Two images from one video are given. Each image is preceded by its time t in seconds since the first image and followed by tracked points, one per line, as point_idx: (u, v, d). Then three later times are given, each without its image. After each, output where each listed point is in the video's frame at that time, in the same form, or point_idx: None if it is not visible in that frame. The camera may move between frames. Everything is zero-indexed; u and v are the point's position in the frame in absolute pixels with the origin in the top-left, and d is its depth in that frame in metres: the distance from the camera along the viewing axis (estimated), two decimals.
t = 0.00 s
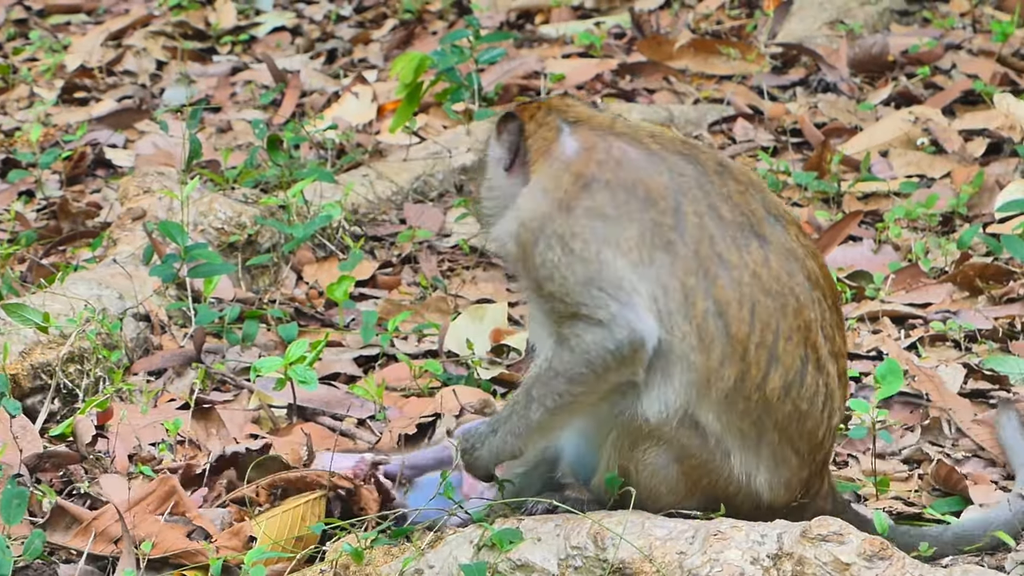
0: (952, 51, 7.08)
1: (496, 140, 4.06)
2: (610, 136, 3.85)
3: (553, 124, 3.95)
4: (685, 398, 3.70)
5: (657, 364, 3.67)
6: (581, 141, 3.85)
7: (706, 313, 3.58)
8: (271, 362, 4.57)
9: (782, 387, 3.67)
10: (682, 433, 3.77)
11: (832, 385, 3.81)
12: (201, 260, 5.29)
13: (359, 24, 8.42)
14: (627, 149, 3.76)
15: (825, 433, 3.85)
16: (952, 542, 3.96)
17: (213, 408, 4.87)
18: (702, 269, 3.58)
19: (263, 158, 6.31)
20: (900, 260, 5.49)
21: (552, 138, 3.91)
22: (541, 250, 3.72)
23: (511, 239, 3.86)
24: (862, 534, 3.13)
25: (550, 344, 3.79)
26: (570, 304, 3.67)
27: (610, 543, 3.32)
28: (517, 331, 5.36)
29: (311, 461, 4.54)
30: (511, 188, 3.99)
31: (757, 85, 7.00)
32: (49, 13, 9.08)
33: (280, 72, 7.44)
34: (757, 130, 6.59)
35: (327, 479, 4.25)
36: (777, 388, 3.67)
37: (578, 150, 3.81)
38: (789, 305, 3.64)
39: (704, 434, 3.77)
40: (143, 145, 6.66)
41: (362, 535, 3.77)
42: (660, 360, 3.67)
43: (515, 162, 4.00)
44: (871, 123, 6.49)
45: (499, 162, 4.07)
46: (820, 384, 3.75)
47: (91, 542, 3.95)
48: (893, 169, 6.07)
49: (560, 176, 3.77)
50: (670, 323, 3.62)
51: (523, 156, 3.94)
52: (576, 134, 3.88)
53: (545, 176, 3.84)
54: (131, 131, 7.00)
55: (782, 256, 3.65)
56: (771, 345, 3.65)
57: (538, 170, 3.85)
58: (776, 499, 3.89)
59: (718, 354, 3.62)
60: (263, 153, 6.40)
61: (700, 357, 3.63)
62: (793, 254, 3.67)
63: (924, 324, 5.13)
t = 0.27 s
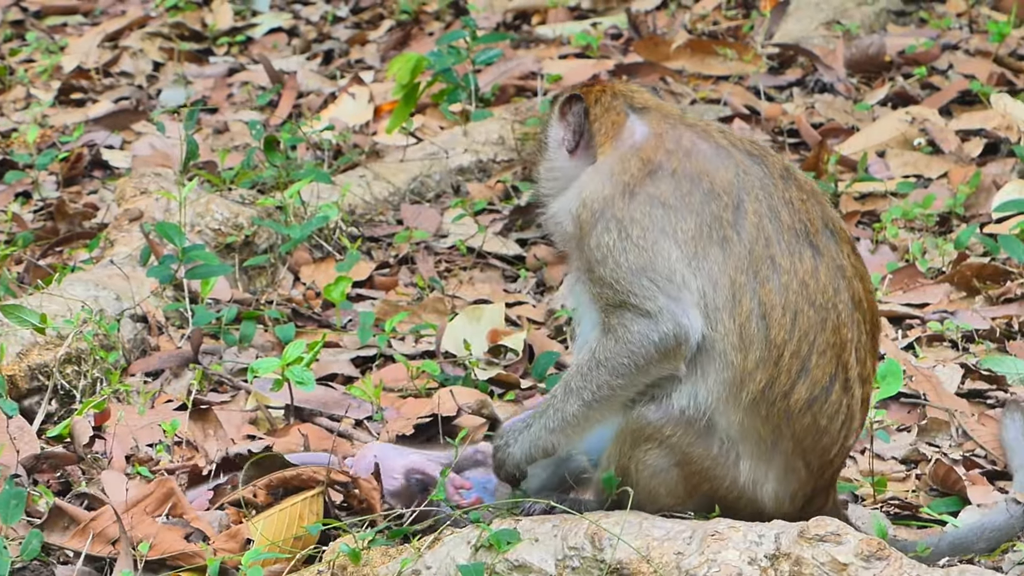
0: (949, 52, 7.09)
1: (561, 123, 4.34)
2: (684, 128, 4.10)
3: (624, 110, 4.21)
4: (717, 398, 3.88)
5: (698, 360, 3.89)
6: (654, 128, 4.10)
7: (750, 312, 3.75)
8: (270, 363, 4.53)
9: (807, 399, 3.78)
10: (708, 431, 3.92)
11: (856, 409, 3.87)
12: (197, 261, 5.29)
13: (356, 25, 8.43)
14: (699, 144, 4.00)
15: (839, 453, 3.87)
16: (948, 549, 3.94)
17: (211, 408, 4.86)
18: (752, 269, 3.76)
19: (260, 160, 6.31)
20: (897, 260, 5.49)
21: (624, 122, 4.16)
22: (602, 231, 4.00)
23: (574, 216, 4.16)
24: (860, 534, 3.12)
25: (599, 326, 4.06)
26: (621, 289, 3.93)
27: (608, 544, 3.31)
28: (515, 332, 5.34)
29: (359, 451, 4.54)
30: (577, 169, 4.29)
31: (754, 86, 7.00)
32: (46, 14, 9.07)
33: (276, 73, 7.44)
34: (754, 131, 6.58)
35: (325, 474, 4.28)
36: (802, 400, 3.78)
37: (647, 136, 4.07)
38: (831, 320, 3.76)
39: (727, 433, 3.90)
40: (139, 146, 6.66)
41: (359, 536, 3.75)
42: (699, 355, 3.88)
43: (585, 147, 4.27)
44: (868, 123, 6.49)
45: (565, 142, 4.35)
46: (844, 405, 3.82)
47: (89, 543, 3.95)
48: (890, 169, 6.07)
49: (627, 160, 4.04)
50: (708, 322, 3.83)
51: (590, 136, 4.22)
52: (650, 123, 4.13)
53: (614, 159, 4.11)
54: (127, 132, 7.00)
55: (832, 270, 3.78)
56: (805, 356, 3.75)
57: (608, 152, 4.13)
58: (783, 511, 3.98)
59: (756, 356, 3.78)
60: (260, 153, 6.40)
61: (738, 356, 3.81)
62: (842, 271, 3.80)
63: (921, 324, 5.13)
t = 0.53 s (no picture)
0: (945, 52, 7.09)
1: (573, 126, 4.34)
2: (701, 131, 4.11)
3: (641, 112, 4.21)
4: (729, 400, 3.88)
5: (711, 362, 3.90)
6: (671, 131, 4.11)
7: (767, 314, 3.76)
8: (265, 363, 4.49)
9: (819, 404, 3.79)
10: (718, 433, 3.92)
11: (864, 416, 3.90)
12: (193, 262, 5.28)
13: (352, 26, 8.44)
14: (717, 146, 4.02)
15: (844, 459, 3.90)
16: (943, 549, 3.92)
17: (206, 409, 4.85)
18: (770, 270, 3.78)
19: (256, 160, 6.31)
20: (893, 260, 5.48)
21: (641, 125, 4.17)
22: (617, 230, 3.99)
23: (589, 216, 4.14)
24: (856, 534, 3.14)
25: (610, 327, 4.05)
26: (633, 289, 3.93)
27: (604, 544, 3.31)
28: (510, 332, 5.33)
29: (373, 456, 4.46)
30: (588, 171, 4.28)
31: (750, 86, 7.00)
32: (41, 16, 9.07)
33: (272, 74, 7.44)
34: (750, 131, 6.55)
35: (320, 476, 4.25)
36: (814, 404, 3.78)
37: (666, 138, 4.08)
38: (845, 324, 3.78)
39: (737, 436, 3.90)
40: (135, 147, 6.66)
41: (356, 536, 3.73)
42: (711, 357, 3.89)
43: (598, 148, 4.27)
44: (864, 124, 6.49)
45: (578, 149, 4.33)
46: (854, 411, 3.85)
47: (85, 543, 3.93)
48: (885, 170, 6.07)
49: (645, 161, 4.05)
50: (722, 323, 3.84)
51: (605, 137, 4.22)
52: (667, 126, 4.14)
53: (631, 160, 4.10)
54: (123, 133, 7.00)
55: (847, 276, 3.81)
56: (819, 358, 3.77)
57: (625, 153, 4.13)
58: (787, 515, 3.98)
59: (771, 357, 3.78)
60: (256, 154, 6.39)
61: (753, 358, 3.81)
62: (856, 277, 3.83)
63: (916, 324, 5.14)
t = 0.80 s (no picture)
0: (934, 53, 7.10)
1: (562, 131, 4.34)
2: (691, 135, 4.11)
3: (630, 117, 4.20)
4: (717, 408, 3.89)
5: (699, 370, 3.90)
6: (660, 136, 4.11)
7: (756, 323, 3.77)
8: (254, 365, 4.49)
9: (807, 411, 3.79)
10: (706, 441, 3.93)
11: (853, 422, 3.90)
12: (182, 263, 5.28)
13: (341, 27, 8.45)
14: (708, 152, 4.01)
15: (832, 464, 3.90)
16: (932, 549, 3.92)
17: (195, 411, 4.81)
18: (759, 279, 3.78)
19: (245, 162, 6.30)
20: (882, 261, 5.49)
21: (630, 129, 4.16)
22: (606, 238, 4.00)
23: (578, 222, 4.15)
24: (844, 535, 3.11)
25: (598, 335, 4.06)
26: (621, 298, 3.94)
27: (592, 545, 3.30)
28: (499, 333, 5.32)
29: (364, 458, 4.42)
30: (576, 176, 4.28)
31: (739, 87, 7.00)
32: (30, 16, 9.04)
33: (261, 75, 7.44)
34: (738, 132, 6.55)
35: (307, 477, 4.23)
36: (803, 411, 3.78)
37: (655, 142, 4.07)
38: (834, 331, 3.78)
39: (725, 443, 3.90)
40: (124, 148, 6.66)
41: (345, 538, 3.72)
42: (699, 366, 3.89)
43: (587, 153, 4.26)
44: (853, 125, 6.49)
45: (566, 152, 4.32)
46: (843, 418, 3.85)
47: (74, 546, 3.93)
48: (874, 171, 6.07)
49: (634, 168, 4.05)
50: (711, 331, 3.84)
51: (595, 142, 4.22)
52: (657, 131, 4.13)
53: (620, 166, 4.10)
54: (112, 134, 7.00)
55: (837, 282, 3.81)
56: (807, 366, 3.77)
57: (614, 159, 4.13)
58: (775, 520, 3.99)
59: (759, 366, 3.78)
60: (245, 155, 6.39)
61: (742, 366, 3.81)
62: (846, 283, 3.83)
63: (906, 325, 5.14)
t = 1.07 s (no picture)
0: (913, 54, 7.13)
1: (540, 132, 4.33)
2: (670, 136, 4.10)
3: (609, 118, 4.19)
4: (700, 410, 3.89)
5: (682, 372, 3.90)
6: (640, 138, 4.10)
7: (740, 325, 3.76)
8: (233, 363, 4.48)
9: (791, 412, 3.80)
10: (690, 442, 3.93)
11: (836, 421, 3.92)
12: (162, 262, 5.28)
13: (320, 26, 8.48)
14: (688, 153, 4.01)
15: (816, 464, 3.92)
16: (913, 552, 3.93)
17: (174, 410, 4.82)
18: (743, 280, 3.78)
19: (224, 160, 6.30)
20: (862, 263, 5.50)
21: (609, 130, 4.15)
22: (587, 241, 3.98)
23: (559, 224, 4.13)
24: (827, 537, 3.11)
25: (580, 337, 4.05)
26: (605, 300, 3.94)
27: (574, 546, 3.30)
28: (480, 333, 5.32)
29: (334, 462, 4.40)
30: (555, 177, 4.27)
31: (719, 88, 7.01)
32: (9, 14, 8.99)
33: (241, 74, 7.45)
34: (719, 133, 6.55)
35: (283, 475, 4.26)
36: (787, 412, 3.79)
37: (635, 144, 4.06)
38: (817, 332, 3.78)
39: (709, 445, 3.91)
40: (104, 147, 6.65)
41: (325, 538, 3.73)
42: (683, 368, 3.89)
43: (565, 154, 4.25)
44: (833, 126, 6.50)
45: (544, 153, 4.31)
46: (826, 418, 3.86)
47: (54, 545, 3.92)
48: (854, 172, 6.08)
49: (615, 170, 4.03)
50: (694, 333, 3.84)
51: (573, 143, 4.21)
52: (636, 133, 4.12)
53: (601, 168, 4.08)
54: (92, 132, 6.99)
55: (819, 282, 3.81)
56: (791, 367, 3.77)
57: (594, 160, 4.12)
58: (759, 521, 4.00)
59: (743, 368, 3.78)
60: (225, 154, 6.39)
61: (726, 368, 3.81)
62: (828, 283, 3.84)
63: (885, 326, 5.15)
